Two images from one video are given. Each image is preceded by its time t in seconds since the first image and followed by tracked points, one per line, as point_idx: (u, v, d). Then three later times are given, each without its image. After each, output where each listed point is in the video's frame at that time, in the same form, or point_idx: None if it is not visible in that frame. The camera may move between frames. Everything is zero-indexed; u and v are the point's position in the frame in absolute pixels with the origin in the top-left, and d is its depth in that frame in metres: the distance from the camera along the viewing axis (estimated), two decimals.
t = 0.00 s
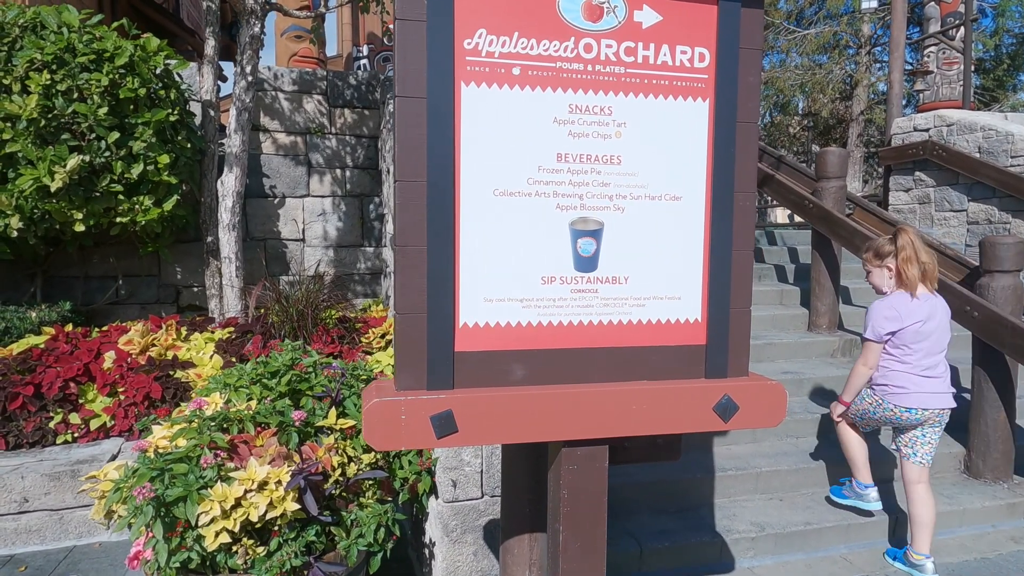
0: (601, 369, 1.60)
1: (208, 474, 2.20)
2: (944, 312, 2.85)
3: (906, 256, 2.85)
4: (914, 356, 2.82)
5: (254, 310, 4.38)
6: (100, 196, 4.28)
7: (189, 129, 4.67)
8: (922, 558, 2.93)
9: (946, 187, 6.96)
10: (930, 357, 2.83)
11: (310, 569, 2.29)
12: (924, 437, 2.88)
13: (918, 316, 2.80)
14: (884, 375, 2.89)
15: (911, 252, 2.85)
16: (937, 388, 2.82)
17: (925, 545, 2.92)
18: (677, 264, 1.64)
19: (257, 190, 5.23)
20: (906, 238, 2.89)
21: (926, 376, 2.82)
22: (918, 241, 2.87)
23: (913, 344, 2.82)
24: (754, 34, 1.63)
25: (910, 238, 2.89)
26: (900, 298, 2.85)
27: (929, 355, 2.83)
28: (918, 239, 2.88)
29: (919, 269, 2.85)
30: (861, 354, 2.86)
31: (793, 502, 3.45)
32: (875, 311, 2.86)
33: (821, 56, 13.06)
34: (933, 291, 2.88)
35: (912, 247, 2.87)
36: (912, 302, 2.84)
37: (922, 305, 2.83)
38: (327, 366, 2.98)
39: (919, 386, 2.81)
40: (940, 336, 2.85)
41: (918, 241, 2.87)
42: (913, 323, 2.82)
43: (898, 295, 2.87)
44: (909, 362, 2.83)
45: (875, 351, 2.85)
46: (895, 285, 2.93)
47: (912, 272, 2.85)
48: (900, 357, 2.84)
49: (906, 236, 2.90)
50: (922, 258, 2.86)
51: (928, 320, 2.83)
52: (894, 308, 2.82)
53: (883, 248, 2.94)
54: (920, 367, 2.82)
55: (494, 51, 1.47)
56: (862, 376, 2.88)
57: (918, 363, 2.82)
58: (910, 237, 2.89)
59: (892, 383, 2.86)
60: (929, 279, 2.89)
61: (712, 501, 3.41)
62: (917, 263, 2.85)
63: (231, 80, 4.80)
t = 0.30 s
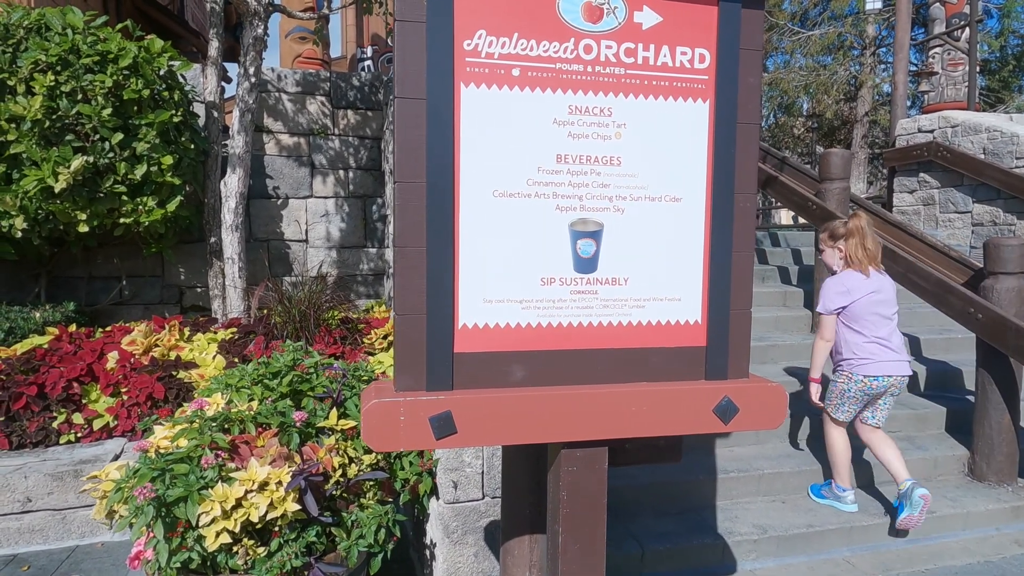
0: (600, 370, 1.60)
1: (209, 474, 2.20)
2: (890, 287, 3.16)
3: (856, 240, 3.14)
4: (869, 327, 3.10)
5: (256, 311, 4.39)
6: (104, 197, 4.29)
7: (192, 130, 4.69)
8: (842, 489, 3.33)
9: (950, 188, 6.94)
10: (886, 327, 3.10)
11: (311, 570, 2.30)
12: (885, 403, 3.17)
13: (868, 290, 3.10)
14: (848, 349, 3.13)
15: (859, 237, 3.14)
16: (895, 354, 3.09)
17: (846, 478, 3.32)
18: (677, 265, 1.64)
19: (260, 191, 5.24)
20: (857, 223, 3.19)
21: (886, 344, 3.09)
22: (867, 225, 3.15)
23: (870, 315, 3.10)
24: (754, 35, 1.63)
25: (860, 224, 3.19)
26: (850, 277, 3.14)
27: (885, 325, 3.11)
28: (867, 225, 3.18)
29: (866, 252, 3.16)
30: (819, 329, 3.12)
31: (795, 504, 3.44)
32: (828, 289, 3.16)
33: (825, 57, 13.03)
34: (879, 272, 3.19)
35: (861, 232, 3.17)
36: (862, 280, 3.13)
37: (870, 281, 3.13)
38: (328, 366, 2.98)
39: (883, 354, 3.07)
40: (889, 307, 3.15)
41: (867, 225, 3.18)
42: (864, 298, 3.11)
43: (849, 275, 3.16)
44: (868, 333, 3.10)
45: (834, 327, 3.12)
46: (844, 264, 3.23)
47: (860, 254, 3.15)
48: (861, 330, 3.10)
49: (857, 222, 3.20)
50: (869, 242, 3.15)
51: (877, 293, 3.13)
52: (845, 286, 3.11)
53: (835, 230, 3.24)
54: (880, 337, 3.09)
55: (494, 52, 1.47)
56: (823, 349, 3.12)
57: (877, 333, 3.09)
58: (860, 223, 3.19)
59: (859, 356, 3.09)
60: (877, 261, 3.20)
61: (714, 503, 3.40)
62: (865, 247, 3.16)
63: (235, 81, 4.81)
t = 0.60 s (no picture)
0: (603, 372, 1.59)
1: (213, 474, 2.21)
2: (868, 272, 3.25)
3: (825, 229, 3.27)
4: (853, 312, 3.18)
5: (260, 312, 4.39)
6: (109, 198, 4.31)
7: (197, 131, 4.70)
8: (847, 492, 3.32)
9: (956, 190, 6.91)
10: (867, 310, 3.20)
11: (315, 571, 2.31)
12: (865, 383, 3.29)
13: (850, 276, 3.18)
14: (835, 335, 3.19)
15: (830, 225, 3.26)
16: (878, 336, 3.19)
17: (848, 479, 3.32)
18: (680, 267, 1.63)
19: (265, 192, 5.25)
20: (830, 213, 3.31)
21: (870, 327, 3.18)
22: (841, 215, 3.26)
23: (852, 301, 3.18)
24: (758, 36, 1.63)
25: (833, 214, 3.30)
26: (825, 264, 3.26)
27: (866, 309, 3.20)
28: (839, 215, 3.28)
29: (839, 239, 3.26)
30: (799, 315, 3.21)
31: (800, 506, 3.42)
32: (808, 277, 3.25)
33: (830, 58, 12.99)
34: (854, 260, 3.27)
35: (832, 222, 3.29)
36: (836, 266, 3.22)
37: (849, 266, 3.22)
38: (332, 367, 2.98)
39: (868, 337, 3.15)
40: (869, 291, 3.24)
41: (841, 215, 3.28)
42: (845, 284, 3.20)
43: (822, 263, 3.28)
44: (853, 317, 3.18)
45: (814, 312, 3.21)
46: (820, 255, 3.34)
47: (830, 243, 3.26)
48: (845, 315, 3.17)
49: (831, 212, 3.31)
50: (840, 230, 3.25)
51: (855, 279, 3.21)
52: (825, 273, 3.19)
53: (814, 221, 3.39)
54: (864, 320, 3.18)
55: (497, 53, 1.47)
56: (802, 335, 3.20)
57: (860, 318, 3.18)
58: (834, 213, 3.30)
59: (845, 341, 3.16)
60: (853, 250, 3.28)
61: (718, 506, 3.39)
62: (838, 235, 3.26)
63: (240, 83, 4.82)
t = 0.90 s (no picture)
0: (607, 374, 1.59)
1: (216, 475, 2.21)
2: (858, 256, 3.38)
3: (813, 213, 3.47)
4: (834, 293, 3.34)
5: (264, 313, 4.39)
6: (114, 199, 4.32)
7: (201, 133, 4.71)
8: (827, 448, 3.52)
9: (961, 191, 6.89)
10: (847, 293, 3.35)
11: (318, 572, 2.31)
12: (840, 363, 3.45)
13: (836, 257, 3.34)
14: (812, 312, 3.38)
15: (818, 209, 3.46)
16: (856, 319, 3.34)
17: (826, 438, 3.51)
18: (685, 268, 1.63)
19: (268, 193, 5.26)
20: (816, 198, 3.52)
21: (847, 309, 3.34)
22: (828, 199, 3.46)
23: (834, 282, 3.35)
24: (762, 37, 1.62)
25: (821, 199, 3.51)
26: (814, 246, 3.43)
27: (848, 291, 3.35)
28: (826, 199, 3.49)
29: (828, 221, 3.45)
30: (792, 292, 3.36)
31: (804, 509, 3.41)
32: (798, 258, 3.42)
33: (834, 59, 12.96)
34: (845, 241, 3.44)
35: (820, 205, 3.49)
36: (826, 247, 3.39)
37: (837, 248, 3.39)
38: (335, 368, 2.97)
39: (841, 317, 3.31)
40: (856, 275, 3.38)
41: (828, 199, 3.49)
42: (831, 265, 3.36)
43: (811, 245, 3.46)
44: (832, 298, 3.35)
45: (807, 291, 3.35)
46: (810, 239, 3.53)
47: (819, 226, 3.45)
48: (825, 294, 3.35)
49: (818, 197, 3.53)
50: (828, 214, 3.45)
51: (843, 261, 3.37)
52: (812, 253, 3.36)
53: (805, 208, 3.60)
54: (843, 301, 3.34)
55: (501, 54, 1.47)
56: (797, 312, 3.35)
57: (839, 298, 3.34)
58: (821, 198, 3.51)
59: (819, 318, 3.36)
60: (842, 233, 3.46)
61: (722, 507, 3.38)
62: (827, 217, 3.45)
63: (244, 84, 4.83)
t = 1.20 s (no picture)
0: (609, 377, 1.59)
1: (219, 477, 2.22)
2: (847, 250, 3.49)
3: (802, 205, 3.56)
4: (821, 283, 3.46)
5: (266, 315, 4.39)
6: (116, 201, 4.33)
7: (203, 135, 4.71)
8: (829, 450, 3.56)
9: (962, 193, 6.89)
10: (834, 284, 3.46)
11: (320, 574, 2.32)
12: (830, 347, 3.51)
13: (827, 248, 3.44)
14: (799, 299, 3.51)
15: (806, 201, 3.56)
16: (839, 310, 3.45)
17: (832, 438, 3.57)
18: (686, 271, 1.63)
19: (270, 195, 5.27)
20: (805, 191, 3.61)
21: (831, 300, 3.45)
22: (815, 192, 3.56)
23: (823, 273, 3.46)
24: (764, 40, 1.63)
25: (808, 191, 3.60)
26: (805, 237, 3.52)
27: (834, 283, 3.46)
28: (813, 191, 3.59)
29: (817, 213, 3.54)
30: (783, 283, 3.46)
31: (805, 511, 3.41)
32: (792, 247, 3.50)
33: (835, 61, 12.96)
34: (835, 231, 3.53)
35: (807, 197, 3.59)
36: (816, 239, 3.48)
37: (827, 240, 3.47)
38: (337, 370, 2.98)
39: (823, 308, 3.44)
40: (844, 267, 3.49)
41: (815, 191, 3.59)
42: (823, 256, 3.45)
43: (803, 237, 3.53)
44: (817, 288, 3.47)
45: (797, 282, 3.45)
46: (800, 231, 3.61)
47: (810, 218, 3.54)
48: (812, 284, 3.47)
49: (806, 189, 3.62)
50: (817, 205, 3.54)
51: (834, 253, 3.47)
52: (805, 245, 3.45)
53: (793, 201, 3.68)
54: (828, 292, 3.45)
55: (503, 58, 1.47)
56: (787, 302, 3.44)
57: (825, 290, 3.46)
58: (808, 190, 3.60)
59: (802, 307, 3.50)
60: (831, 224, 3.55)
61: (724, 510, 3.38)
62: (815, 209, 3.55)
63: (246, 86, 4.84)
